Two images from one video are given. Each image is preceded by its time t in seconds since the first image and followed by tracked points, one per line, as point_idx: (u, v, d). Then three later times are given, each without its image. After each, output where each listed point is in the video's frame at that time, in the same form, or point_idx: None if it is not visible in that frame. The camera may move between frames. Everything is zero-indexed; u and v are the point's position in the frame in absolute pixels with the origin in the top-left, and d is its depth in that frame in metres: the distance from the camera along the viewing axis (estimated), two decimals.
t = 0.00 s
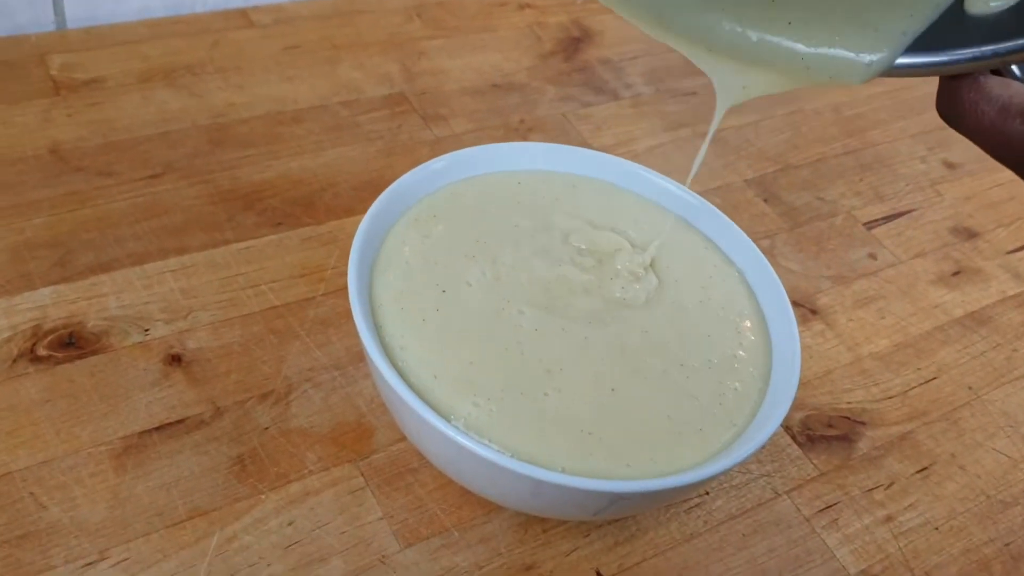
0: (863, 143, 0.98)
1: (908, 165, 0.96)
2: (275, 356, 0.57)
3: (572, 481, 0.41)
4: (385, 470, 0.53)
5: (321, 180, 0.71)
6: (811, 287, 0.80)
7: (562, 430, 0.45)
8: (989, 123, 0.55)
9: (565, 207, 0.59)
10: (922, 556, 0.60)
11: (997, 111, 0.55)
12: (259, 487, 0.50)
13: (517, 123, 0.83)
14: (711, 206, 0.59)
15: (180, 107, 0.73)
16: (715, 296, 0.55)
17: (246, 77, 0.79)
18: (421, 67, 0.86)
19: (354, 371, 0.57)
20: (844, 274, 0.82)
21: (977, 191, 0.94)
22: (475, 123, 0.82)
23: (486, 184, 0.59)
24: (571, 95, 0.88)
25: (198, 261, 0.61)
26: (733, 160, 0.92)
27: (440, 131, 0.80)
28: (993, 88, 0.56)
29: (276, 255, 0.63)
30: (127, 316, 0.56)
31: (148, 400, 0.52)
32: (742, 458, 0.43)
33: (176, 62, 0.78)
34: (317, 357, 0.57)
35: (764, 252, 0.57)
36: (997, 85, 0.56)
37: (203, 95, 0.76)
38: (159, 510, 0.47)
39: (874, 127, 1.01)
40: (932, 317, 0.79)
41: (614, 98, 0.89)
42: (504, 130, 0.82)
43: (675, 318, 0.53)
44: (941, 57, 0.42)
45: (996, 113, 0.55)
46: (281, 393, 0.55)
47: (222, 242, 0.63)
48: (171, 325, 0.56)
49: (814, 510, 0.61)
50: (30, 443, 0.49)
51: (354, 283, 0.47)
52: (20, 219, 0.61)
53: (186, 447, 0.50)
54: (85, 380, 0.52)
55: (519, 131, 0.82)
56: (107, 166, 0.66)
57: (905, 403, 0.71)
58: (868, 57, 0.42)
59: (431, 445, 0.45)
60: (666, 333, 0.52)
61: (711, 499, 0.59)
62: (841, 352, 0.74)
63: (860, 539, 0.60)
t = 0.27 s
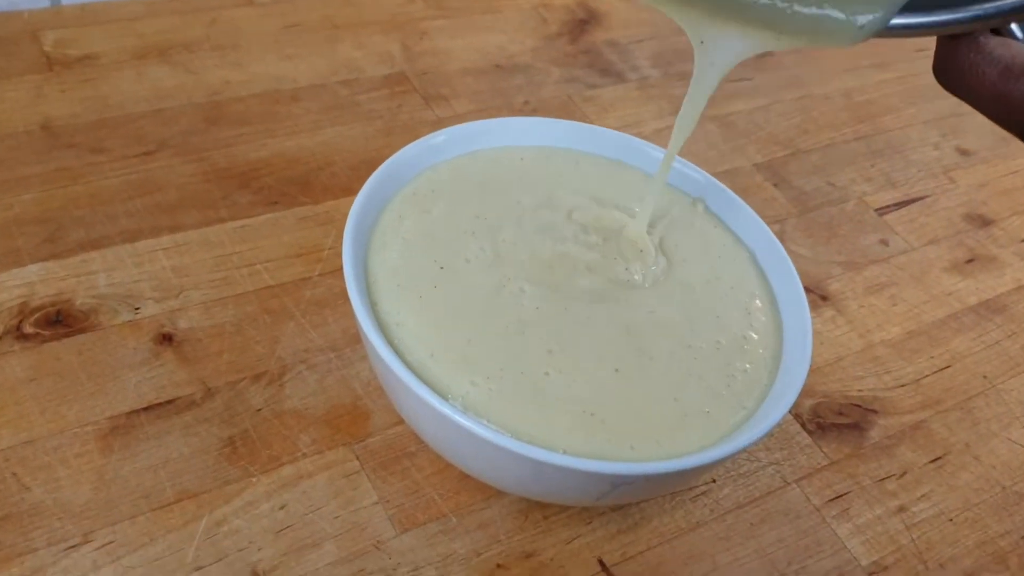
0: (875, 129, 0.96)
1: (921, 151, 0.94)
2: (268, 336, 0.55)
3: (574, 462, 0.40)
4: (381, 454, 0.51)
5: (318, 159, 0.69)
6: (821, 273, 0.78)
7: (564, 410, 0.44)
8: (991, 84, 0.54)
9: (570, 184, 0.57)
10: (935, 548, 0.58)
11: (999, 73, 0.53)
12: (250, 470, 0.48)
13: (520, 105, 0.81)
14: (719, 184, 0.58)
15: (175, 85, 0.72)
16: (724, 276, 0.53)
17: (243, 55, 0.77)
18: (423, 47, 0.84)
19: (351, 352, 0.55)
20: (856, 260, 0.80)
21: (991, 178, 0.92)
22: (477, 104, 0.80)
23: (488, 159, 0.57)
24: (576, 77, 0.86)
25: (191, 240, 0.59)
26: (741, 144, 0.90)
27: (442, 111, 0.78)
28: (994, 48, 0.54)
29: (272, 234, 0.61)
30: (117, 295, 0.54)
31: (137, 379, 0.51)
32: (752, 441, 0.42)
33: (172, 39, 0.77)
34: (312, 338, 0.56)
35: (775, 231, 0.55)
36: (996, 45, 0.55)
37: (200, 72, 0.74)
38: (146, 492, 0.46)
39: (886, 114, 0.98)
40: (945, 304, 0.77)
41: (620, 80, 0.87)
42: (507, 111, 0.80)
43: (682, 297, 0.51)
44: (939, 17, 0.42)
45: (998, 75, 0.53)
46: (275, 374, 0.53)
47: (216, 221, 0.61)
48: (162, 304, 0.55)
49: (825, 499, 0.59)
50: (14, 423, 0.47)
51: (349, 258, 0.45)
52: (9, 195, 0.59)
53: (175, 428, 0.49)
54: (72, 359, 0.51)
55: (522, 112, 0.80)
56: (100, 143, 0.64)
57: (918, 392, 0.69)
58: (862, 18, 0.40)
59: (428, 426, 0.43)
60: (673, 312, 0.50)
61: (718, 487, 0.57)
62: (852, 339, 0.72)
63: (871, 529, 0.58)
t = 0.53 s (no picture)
0: (885, 113, 0.93)
1: (933, 135, 0.91)
2: (259, 317, 0.53)
3: (571, 441, 0.38)
4: (374, 437, 0.49)
5: (314, 138, 0.67)
6: (831, 257, 0.76)
7: (562, 389, 0.42)
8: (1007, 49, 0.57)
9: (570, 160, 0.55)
10: (948, 537, 0.56)
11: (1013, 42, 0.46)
12: (238, 452, 0.47)
13: (522, 85, 0.79)
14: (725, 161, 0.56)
15: (168, 63, 0.70)
16: (730, 254, 0.52)
17: (239, 34, 0.75)
18: (422, 27, 0.83)
19: (344, 334, 0.54)
20: (866, 244, 0.77)
21: (1005, 163, 0.89)
22: (476, 84, 0.78)
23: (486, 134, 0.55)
24: (579, 57, 0.84)
25: (181, 218, 0.58)
26: (749, 126, 0.87)
27: (441, 91, 0.76)
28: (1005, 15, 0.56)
29: (265, 213, 0.60)
30: (104, 273, 0.53)
31: (123, 360, 0.49)
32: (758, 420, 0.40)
33: (165, 17, 0.75)
34: (304, 319, 0.54)
35: (781, 208, 0.53)
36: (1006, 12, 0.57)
37: (193, 50, 0.72)
38: (130, 474, 0.45)
39: (897, 97, 0.96)
40: (958, 290, 0.75)
41: (625, 61, 0.85)
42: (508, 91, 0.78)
43: (686, 274, 0.49)
44: None
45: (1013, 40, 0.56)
46: (265, 355, 0.51)
47: (207, 199, 0.60)
48: (150, 284, 0.53)
49: (834, 487, 0.57)
50: None
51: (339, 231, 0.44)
52: None
53: (162, 409, 0.47)
54: (57, 338, 0.49)
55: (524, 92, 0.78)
56: (89, 120, 0.63)
57: (930, 378, 0.67)
58: None
59: (420, 404, 0.41)
60: (676, 290, 0.48)
61: (723, 474, 0.55)
62: (863, 324, 0.70)
63: (881, 518, 0.56)
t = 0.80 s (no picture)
0: (908, 92, 0.90)
1: (956, 115, 0.88)
2: (269, 292, 0.52)
3: (586, 414, 0.37)
4: (385, 414, 0.48)
5: (325, 114, 0.66)
6: (852, 237, 0.73)
7: (576, 362, 0.41)
8: None
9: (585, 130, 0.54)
10: (972, 521, 0.54)
11: None
12: (246, 428, 0.46)
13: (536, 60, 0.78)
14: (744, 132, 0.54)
15: (178, 37, 0.69)
16: (750, 226, 0.50)
17: (250, 8, 0.74)
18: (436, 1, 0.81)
19: (355, 310, 0.53)
20: (887, 224, 0.74)
21: None
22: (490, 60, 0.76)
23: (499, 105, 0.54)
24: (595, 33, 0.83)
25: (190, 192, 0.57)
26: (768, 104, 0.85)
27: (454, 67, 0.75)
28: None
29: (275, 188, 0.59)
30: (112, 247, 0.52)
31: (130, 333, 0.48)
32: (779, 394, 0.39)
33: None
34: (314, 295, 0.53)
35: (802, 180, 0.52)
36: None
37: (204, 25, 0.71)
38: (137, 448, 0.44)
39: (920, 75, 0.92)
40: (983, 270, 0.72)
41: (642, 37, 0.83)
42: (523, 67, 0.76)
43: (704, 247, 0.48)
44: None
45: None
46: (274, 330, 0.50)
47: (217, 174, 0.59)
48: (159, 258, 0.53)
49: (854, 469, 0.55)
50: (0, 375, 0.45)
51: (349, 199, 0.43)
52: (3, 146, 0.57)
53: (169, 384, 0.47)
54: (64, 311, 0.49)
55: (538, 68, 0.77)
56: (98, 94, 0.62)
57: (954, 359, 0.64)
58: None
59: (430, 376, 0.40)
60: (694, 263, 0.47)
61: (741, 454, 0.53)
62: (884, 304, 0.66)
63: (904, 501, 0.54)
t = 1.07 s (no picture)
0: (927, 91, 0.89)
1: (975, 115, 0.87)
2: (283, 290, 0.52)
3: (605, 412, 0.36)
4: (400, 413, 0.48)
5: (339, 111, 0.66)
6: (871, 236, 0.72)
7: (595, 360, 0.40)
8: None
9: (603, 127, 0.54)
10: (994, 524, 0.53)
11: None
12: (262, 426, 0.45)
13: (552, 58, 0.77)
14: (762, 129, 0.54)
15: (192, 35, 0.69)
16: (769, 224, 0.50)
17: (264, 6, 0.74)
18: None
19: (370, 308, 0.52)
20: (906, 224, 0.73)
21: None
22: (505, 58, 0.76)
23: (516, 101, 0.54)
24: (611, 31, 0.82)
25: (205, 190, 0.57)
26: (785, 103, 0.84)
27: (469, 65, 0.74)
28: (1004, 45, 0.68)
29: (290, 186, 0.59)
30: (126, 244, 0.52)
31: (145, 331, 0.48)
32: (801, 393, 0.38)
33: None
34: (330, 293, 0.53)
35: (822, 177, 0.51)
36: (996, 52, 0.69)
37: (218, 23, 0.71)
38: (152, 446, 0.44)
39: (938, 74, 0.91)
40: (1003, 271, 0.71)
41: (657, 35, 0.82)
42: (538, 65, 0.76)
43: (724, 244, 0.48)
44: None
45: None
46: (290, 329, 0.50)
47: (232, 171, 0.59)
48: (173, 255, 0.52)
49: (874, 470, 0.54)
50: (15, 372, 0.45)
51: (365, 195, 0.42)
52: (18, 143, 0.57)
53: (184, 381, 0.46)
54: (78, 309, 0.49)
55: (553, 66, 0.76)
56: (113, 92, 0.62)
57: (974, 360, 0.63)
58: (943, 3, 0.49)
59: (447, 374, 0.40)
60: (713, 261, 0.46)
61: (760, 455, 0.53)
62: (903, 305, 0.66)
63: (924, 503, 0.53)
